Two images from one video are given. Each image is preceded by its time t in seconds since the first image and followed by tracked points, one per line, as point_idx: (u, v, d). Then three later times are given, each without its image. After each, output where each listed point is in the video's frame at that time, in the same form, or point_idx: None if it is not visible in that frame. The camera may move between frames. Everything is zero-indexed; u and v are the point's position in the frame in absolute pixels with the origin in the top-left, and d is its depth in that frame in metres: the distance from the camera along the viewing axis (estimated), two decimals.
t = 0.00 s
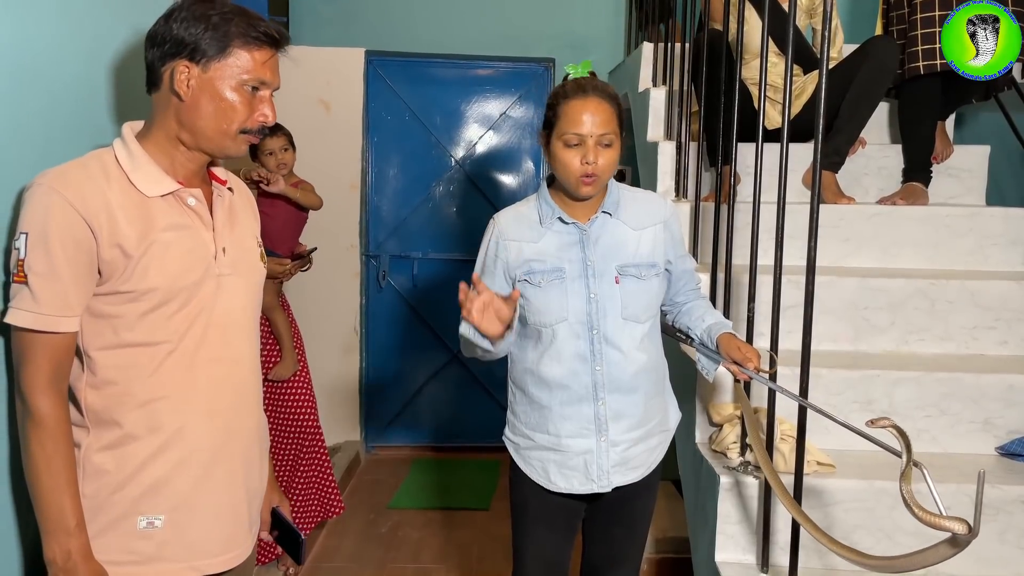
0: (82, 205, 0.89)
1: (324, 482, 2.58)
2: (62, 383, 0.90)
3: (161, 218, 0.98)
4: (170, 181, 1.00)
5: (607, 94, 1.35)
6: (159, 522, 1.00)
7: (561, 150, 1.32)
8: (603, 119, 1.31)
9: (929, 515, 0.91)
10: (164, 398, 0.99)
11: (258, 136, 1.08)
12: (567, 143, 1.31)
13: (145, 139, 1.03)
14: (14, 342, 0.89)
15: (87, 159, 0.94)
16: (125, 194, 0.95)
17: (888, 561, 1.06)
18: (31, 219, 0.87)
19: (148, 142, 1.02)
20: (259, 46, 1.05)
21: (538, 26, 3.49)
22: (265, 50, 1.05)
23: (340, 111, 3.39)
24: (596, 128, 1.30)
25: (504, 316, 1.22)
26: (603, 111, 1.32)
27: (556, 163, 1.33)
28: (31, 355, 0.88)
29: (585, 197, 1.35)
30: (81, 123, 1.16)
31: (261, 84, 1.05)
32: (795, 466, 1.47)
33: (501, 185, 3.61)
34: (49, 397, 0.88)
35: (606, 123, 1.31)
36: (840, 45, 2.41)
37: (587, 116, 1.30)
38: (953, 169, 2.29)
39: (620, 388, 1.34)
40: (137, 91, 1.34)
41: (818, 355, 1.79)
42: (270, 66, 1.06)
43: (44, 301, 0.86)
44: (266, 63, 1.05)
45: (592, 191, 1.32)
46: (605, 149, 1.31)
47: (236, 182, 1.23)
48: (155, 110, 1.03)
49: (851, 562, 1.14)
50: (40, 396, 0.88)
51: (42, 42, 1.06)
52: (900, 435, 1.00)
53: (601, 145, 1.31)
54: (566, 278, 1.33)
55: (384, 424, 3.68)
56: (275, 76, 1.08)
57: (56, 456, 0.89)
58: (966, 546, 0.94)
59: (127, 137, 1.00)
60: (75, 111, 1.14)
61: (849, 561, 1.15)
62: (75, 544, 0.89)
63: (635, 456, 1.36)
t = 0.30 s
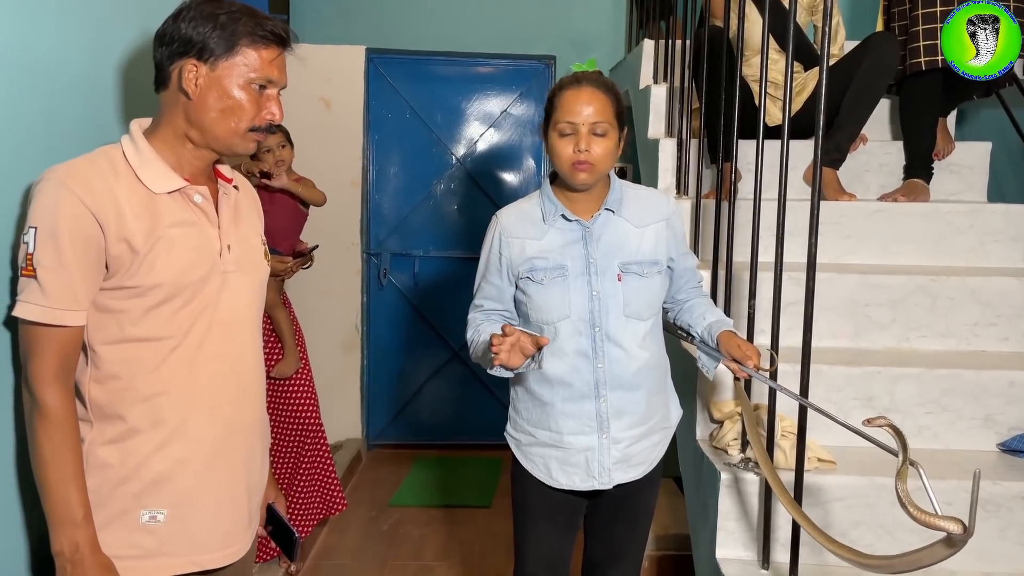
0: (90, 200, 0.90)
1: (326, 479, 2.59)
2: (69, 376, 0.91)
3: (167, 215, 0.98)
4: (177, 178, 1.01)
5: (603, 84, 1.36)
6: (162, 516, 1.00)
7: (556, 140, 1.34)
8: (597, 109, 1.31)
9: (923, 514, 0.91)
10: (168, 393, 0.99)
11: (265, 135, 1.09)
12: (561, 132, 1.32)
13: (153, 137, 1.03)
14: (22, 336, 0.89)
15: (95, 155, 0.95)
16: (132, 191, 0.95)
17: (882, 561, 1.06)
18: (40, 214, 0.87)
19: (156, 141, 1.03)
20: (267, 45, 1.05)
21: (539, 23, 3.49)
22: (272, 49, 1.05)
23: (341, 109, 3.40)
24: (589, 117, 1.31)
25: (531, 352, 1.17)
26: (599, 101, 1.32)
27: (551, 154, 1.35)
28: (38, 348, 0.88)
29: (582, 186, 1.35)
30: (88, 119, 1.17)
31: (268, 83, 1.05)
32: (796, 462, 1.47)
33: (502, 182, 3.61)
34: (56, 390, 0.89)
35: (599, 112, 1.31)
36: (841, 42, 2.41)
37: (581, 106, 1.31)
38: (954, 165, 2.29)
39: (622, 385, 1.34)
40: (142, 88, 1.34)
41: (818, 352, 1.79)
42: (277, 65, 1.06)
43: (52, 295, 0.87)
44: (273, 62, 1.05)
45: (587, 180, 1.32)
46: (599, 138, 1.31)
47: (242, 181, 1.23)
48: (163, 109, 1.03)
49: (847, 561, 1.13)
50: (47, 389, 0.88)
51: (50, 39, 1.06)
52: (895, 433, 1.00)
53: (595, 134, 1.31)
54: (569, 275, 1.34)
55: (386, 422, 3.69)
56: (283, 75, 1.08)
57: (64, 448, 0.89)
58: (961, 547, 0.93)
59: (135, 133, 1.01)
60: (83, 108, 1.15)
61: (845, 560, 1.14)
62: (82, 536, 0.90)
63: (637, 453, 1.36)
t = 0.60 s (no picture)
0: (97, 199, 0.90)
1: (329, 476, 2.59)
2: (77, 375, 0.91)
3: (174, 213, 0.99)
4: (183, 177, 1.01)
5: (593, 76, 1.37)
6: (168, 513, 1.00)
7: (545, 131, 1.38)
8: (578, 99, 1.33)
9: (930, 509, 0.92)
10: (174, 391, 1.00)
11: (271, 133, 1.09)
12: (546, 123, 1.37)
13: (159, 137, 1.04)
14: (29, 334, 0.89)
15: (101, 154, 0.95)
16: (138, 190, 0.95)
17: (889, 559, 1.06)
18: (46, 213, 0.88)
19: (162, 141, 1.03)
20: (270, 43, 1.05)
21: (541, 22, 3.49)
22: (276, 47, 1.05)
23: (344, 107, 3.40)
24: (568, 107, 1.33)
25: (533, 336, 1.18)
26: (585, 92, 1.34)
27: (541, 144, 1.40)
28: (46, 346, 0.89)
29: (567, 176, 1.37)
30: (93, 117, 1.17)
31: (273, 81, 1.05)
32: (800, 460, 1.47)
33: (504, 181, 3.60)
34: (63, 389, 0.89)
35: (579, 101, 1.33)
36: (844, 39, 2.41)
37: (566, 97, 1.34)
38: (957, 163, 2.29)
39: (626, 383, 1.34)
40: (147, 87, 1.34)
41: (821, 350, 1.79)
42: (281, 63, 1.06)
43: (59, 293, 0.87)
44: (277, 60, 1.05)
45: (566, 168, 1.34)
46: (580, 127, 1.33)
47: (249, 180, 1.23)
48: (169, 109, 1.04)
49: (853, 560, 1.14)
50: (54, 387, 0.89)
51: (56, 38, 1.07)
52: (903, 429, 1.00)
53: (574, 123, 1.33)
54: (573, 272, 1.34)
55: (388, 420, 3.69)
56: (287, 73, 1.08)
57: (72, 446, 0.89)
58: (970, 542, 0.94)
59: (141, 133, 1.01)
60: (89, 105, 1.15)
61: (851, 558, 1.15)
62: (89, 533, 0.90)
63: (641, 451, 1.36)
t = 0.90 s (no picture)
0: (100, 199, 0.90)
1: (333, 475, 2.59)
2: (83, 375, 0.91)
3: (178, 212, 0.98)
4: (187, 175, 1.01)
5: (593, 77, 1.35)
6: (174, 512, 1.01)
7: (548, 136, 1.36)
8: (581, 104, 1.31)
9: (935, 503, 0.91)
10: (180, 390, 1.00)
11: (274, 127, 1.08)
12: (549, 129, 1.35)
13: (163, 136, 1.04)
14: (36, 334, 0.90)
15: (105, 154, 0.95)
16: (142, 188, 0.96)
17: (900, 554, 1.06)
18: (51, 213, 0.88)
19: (166, 139, 1.03)
20: (270, 37, 1.04)
21: (544, 20, 3.49)
22: (275, 41, 1.05)
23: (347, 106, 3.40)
24: (571, 113, 1.31)
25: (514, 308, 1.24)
26: (586, 95, 1.32)
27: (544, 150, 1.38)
28: (52, 346, 0.89)
29: (574, 181, 1.36)
30: (96, 117, 1.17)
31: (273, 75, 1.05)
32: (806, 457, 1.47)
33: (507, 179, 3.60)
34: (70, 389, 0.89)
35: (582, 106, 1.31)
36: (848, 37, 2.41)
37: (569, 102, 1.31)
38: (961, 161, 2.28)
39: (629, 381, 1.34)
40: (151, 86, 1.35)
41: (825, 348, 1.79)
42: (281, 56, 1.06)
43: (64, 294, 0.87)
44: (277, 53, 1.05)
45: (573, 174, 1.34)
46: (585, 132, 1.32)
47: (255, 178, 1.23)
48: (172, 108, 1.04)
49: (863, 555, 1.13)
50: (61, 387, 0.89)
51: (59, 38, 1.07)
52: (904, 422, 1.00)
53: (579, 128, 1.32)
54: (577, 270, 1.34)
55: (391, 418, 3.69)
56: (288, 66, 1.08)
57: (78, 446, 0.89)
58: (976, 536, 0.93)
59: (145, 132, 1.01)
60: (92, 105, 1.16)
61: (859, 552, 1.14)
62: (93, 533, 0.90)
63: (644, 450, 1.36)
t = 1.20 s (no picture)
0: (100, 199, 0.90)
1: (337, 473, 2.59)
2: (86, 376, 0.91)
3: (180, 211, 0.98)
4: (189, 174, 1.01)
5: (608, 79, 1.35)
6: (179, 513, 1.01)
7: (565, 139, 1.33)
8: (605, 106, 1.31)
9: (945, 506, 0.89)
10: (184, 390, 1.00)
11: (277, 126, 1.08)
12: (571, 132, 1.32)
13: (166, 136, 1.04)
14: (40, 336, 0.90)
15: (106, 155, 0.96)
16: (143, 188, 0.95)
17: (901, 560, 1.03)
18: (52, 214, 0.88)
19: (169, 139, 1.03)
20: (272, 35, 1.04)
21: (548, 18, 3.49)
22: (278, 39, 1.04)
23: (350, 104, 3.39)
24: (598, 115, 1.30)
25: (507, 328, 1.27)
26: (606, 96, 1.32)
27: (561, 153, 1.34)
28: (55, 347, 0.89)
29: (595, 183, 1.35)
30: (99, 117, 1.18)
31: (276, 74, 1.04)
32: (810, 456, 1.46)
33: (510, 177, 3.60)
34: (73, 390, 0.89)
35: (608, 108, 1.31)
36: (854, 35, 2.40)
37: (593, 104, 1.30)
38: (967, 159, 2.28)
39: (634, 381, 1.34)
40: (155, 88, 1.35)
41: (830, 347, 1.78)
42: (284, 55, 1.06)
43: (65, 295, 0.88)
44: (280, 52, 1.05)
45: (600, 176, 1.33)
46: (609, 134, 1.32)
47: (260, 178, 1.23)
48: (175, 107, 1.04)
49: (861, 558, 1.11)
50: (64, 389, 0.89)
51: (61, 38, 1.07)
52: (916, 425, 0.97)
53: (605, 131, 1.31)
54: (580, 271, 1.34)
55: (395, 417, 3.70)
56: (291, 65, 1.08)
57: (81, 448, 0.89)
58: (984, 539, 0.91)
59: (148, 132, 1.01)
60: (96, 105, 1.16)
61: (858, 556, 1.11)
62: (98, 534, 0.90)
63: (650, 450, 1.35)
